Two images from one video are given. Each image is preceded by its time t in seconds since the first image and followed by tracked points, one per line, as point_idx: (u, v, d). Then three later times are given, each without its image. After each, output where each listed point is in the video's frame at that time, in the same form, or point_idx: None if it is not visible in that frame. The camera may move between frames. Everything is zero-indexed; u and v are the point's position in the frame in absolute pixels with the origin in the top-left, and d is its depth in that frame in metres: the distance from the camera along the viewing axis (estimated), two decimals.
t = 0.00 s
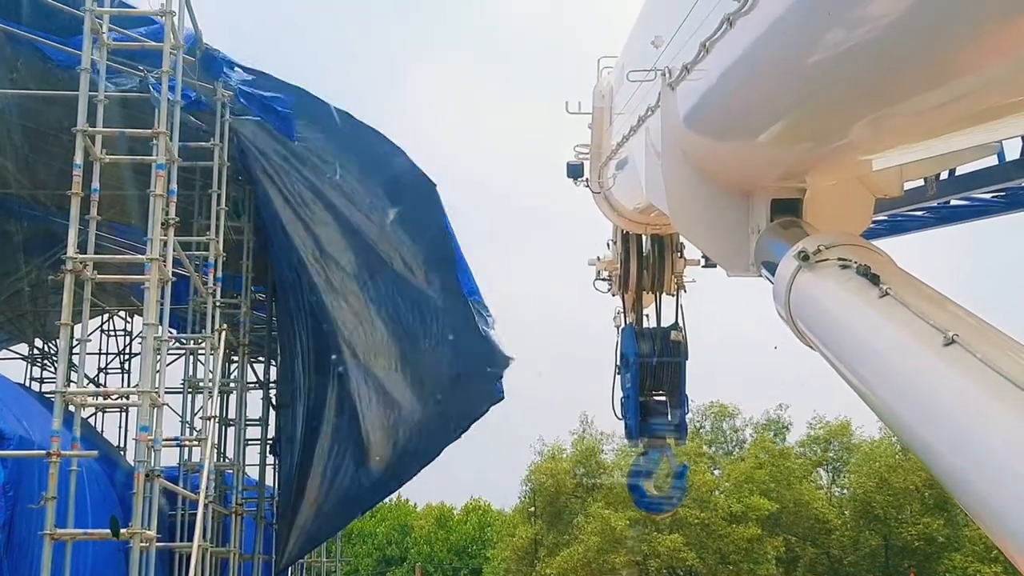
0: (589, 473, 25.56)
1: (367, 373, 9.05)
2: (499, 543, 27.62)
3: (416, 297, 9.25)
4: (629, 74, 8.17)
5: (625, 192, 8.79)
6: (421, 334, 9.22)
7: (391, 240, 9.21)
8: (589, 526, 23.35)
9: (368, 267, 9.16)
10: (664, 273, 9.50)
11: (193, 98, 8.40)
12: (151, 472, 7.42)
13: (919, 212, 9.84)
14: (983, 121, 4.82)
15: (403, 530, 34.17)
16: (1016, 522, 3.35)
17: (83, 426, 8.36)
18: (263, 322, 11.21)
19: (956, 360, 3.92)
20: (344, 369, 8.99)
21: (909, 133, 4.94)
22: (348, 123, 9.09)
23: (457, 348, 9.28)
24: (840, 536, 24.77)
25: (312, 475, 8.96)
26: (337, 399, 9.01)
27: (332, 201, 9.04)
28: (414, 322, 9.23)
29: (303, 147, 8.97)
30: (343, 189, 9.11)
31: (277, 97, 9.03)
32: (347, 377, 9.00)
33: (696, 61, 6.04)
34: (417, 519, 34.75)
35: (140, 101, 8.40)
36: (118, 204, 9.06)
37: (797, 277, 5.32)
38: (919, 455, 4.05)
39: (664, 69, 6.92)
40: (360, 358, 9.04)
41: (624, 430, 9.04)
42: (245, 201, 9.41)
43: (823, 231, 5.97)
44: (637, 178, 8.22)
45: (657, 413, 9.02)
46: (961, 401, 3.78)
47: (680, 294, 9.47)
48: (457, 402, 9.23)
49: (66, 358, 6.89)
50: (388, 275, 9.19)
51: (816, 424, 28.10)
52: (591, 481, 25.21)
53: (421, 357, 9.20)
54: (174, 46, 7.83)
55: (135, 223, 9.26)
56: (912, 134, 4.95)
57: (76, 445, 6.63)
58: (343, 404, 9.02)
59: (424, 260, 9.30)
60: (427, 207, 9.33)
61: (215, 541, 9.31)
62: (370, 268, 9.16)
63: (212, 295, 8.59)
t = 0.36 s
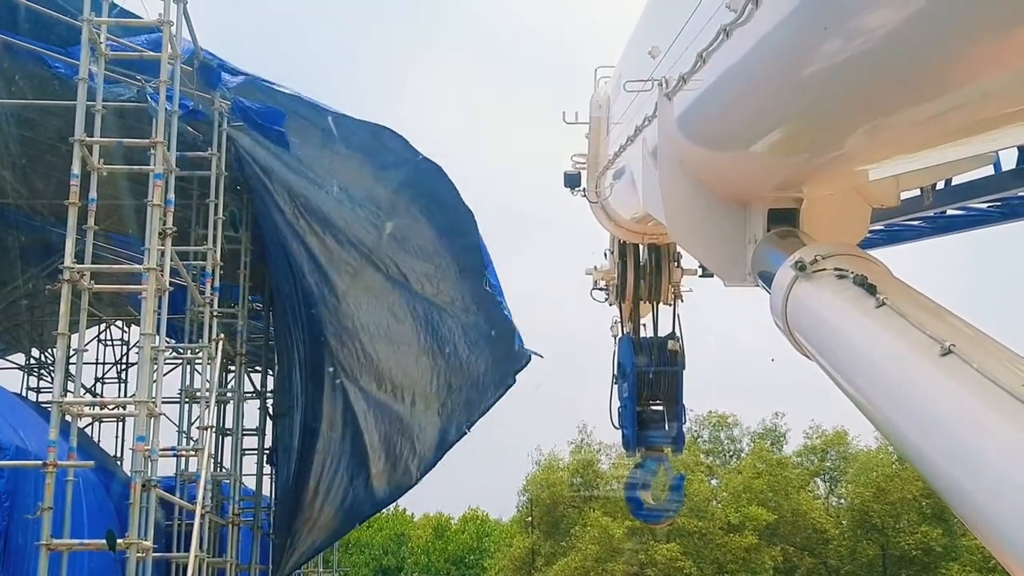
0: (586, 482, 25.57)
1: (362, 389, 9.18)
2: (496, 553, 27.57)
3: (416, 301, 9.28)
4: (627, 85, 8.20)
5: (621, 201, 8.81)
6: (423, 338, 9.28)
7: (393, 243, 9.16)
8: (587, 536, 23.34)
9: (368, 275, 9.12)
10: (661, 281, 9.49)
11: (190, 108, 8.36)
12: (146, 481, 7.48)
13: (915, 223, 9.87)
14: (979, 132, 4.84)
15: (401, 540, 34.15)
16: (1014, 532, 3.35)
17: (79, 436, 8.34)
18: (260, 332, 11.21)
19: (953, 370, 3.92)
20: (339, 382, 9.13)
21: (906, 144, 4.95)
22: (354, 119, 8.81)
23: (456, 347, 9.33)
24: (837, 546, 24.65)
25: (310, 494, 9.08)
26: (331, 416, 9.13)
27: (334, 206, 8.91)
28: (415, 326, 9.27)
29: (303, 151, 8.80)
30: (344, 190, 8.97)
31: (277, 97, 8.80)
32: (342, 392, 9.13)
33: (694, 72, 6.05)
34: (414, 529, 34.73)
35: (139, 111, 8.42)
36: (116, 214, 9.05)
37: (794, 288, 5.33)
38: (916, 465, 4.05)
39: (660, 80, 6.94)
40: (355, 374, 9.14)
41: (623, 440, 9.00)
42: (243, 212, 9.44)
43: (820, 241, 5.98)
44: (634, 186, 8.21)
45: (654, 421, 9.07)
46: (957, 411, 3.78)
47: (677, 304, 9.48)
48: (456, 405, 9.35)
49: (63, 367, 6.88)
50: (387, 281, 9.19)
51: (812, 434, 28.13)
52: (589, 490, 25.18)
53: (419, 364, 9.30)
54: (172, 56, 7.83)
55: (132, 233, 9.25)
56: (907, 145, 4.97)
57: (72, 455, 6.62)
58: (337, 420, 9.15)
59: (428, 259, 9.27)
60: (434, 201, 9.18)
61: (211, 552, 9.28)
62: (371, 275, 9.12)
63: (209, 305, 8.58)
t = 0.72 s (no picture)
0: (584, 488, 25.59)
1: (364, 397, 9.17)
2: (494, 559, 27.57)
3: (416, 308, 9.29)
4: (624, 91, 8.22)
5: (619, 207, 8.81)
6: (423, 342, 9.35)
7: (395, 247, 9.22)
8: (585, 542, 23.34)
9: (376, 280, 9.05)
10: (660, 287, 9.51)
11: (188, 114, 8.40)
12: (145, 489, 7.40)
13: (913, 229, 9.88)
14: (976, 139, 4.85)
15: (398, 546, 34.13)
16: (1012, 539, 3.34)
17: (76, 443, 8.33)
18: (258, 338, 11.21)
19: (952, 377, 3.92)
20: (341, 392, 9.11)
21: (903, 150, 4.96)
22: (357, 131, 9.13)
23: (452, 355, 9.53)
24: (835, 552, 24.63)
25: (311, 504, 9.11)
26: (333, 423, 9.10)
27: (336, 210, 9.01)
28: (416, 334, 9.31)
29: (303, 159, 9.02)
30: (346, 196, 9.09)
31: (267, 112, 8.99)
32: (344, 401, 9.12)
33: (691, 78, 6.07)
34: (411, 534, 34.73)
35: (138, 118, 8.44)
36: (114, 220, 9.05)
37: (791, 294, 5.34)
38: (914, 474, 4.05)
39: (658, 86, 6.96)
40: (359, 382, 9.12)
41: (619, 446, 9.01)
42: (240, 219, 9.42)
43: (818, 247, 5.98)
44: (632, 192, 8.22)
45: (653, 427, 9.04)
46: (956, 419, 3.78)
47: (676, 309, 9.49)
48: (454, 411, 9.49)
49: (61, 374, 6.87)
50: (393, 288, 9.17)
51: (810, 439, 28.15)
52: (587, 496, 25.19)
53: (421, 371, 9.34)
54: (171, 63, 7.79)
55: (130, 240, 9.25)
56: (904, 152, 4.98)
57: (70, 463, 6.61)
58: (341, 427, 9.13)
59: (427, 265, 9.40)
60: (432, 208, 9.43)
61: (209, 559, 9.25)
62: (379, 280, 9.06)
63: (207, 311, 8.57)
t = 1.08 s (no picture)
0: (584, 493, 25.62)
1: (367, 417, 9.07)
2: (494, 564, 27.59)
3: (413, 322, 9.02)
4: (623, 97, 8.23)
5: (618, 213, 8.83)
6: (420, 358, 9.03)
7: (409, 277, 9.07)
8: (584, 547, 23.35)
9: (384, 302, 8.90)
10: (659, 293, 9.51)
11: (188, 120, 8.38)
12: (144, 495, 7.38)
13: (913, 234, 9.88)
14: (976, 145, 4.84)
15: (398, 551, 34.12)
16: (1013, 546, 3.33)
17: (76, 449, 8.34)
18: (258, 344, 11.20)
19: (952, 384, 3.91)
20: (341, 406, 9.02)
21: (903, 157, 4.96)
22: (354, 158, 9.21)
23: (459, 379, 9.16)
24: (836, 556, 24.42)
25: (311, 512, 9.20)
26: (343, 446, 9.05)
27: (351, 232, 8.94)
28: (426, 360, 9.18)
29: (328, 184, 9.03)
30: (362, 220, 9.00)
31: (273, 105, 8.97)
32: (349, 417, 9.04)
33: (690, 84, 6.08)
34: (412, 539, 34.74)
35: (138, 123, 8.45)
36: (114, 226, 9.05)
37: (791, 301, 5.34)
38: (915, 480, 4.04)
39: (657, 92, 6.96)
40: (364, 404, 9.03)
41: (619, 451, 8.99)
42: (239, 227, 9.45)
43: (818, 253, 5.97)
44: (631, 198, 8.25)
45: (652, 433, 9.05)
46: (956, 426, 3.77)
47: (675, 315, 9.50)
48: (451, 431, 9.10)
49: (60, 380, 6.86)
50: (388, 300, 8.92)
51: (811, 444, 28.14)
52: (587, 501, 25.20)
53: (423, 391, 9.00)
54: (171, 70, 7.76)
55: (128, 246, 9.25)
56: (904, 159, 4.98)
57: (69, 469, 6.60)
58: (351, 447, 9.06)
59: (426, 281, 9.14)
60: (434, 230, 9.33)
61: (209, 565, 9.22)
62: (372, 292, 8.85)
63: (207, 317, 8.57)
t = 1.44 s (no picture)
0: (583, 497, 25.61)
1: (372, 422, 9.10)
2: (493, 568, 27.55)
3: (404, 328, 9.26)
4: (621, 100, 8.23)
5: (616, 216, 8.83)
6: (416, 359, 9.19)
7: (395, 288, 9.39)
8: (583, 551, 23.36)
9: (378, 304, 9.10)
10: (657, 297, 9.49)
11: (183, 124, 8.45)
12: (143, 501, 7.35)
13: (910, 236, 9.88)
14: (974, 147, 4.84)
15: (397, 556, 34.05)
16: (1014, 548, 3.33)
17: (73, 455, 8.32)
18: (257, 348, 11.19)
19: (952, 386, 3.91)
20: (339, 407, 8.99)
21: (901, 159, 4.96)
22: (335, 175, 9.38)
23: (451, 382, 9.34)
24: (835, 559, 24.42)
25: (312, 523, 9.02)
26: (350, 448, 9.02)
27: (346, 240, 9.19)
28: (420, 367, 9.35)
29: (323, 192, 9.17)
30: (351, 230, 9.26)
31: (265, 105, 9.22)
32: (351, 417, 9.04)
33: (687, 87, 6.09)
34: (411, 544, 34.68)
35: (134, 128, 8.44)
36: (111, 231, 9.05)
37: (789, 303, 5.33)
38: (916, 483, 4.03)
39: (654, 95, 6.97)
40: (368, 404, 9.02)
41: (618, 454, 9.01)
42: (236, 232, 9.44)
43: (817, 255, 5.95)
44: (628, 202, 8.26)
45: (651, 436, 9.02)
46: (957, 428, 3.76)
47: (673, 318, 9.49)
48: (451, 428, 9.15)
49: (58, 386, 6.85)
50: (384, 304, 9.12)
51: (810, 447, 28.13)
52: (586, 505, 25.19)
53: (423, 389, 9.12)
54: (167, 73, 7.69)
55: (126, 251, 9.25)
56: (902, 161, 4.98)
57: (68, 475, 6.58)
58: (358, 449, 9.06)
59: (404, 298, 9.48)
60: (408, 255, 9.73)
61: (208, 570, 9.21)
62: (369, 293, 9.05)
63: (204, 322, 8.54)
